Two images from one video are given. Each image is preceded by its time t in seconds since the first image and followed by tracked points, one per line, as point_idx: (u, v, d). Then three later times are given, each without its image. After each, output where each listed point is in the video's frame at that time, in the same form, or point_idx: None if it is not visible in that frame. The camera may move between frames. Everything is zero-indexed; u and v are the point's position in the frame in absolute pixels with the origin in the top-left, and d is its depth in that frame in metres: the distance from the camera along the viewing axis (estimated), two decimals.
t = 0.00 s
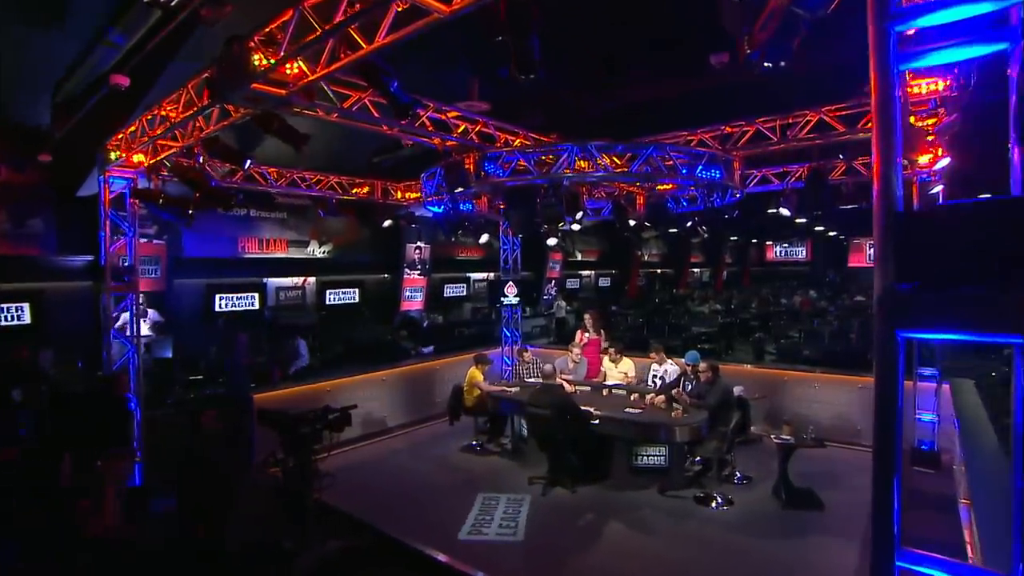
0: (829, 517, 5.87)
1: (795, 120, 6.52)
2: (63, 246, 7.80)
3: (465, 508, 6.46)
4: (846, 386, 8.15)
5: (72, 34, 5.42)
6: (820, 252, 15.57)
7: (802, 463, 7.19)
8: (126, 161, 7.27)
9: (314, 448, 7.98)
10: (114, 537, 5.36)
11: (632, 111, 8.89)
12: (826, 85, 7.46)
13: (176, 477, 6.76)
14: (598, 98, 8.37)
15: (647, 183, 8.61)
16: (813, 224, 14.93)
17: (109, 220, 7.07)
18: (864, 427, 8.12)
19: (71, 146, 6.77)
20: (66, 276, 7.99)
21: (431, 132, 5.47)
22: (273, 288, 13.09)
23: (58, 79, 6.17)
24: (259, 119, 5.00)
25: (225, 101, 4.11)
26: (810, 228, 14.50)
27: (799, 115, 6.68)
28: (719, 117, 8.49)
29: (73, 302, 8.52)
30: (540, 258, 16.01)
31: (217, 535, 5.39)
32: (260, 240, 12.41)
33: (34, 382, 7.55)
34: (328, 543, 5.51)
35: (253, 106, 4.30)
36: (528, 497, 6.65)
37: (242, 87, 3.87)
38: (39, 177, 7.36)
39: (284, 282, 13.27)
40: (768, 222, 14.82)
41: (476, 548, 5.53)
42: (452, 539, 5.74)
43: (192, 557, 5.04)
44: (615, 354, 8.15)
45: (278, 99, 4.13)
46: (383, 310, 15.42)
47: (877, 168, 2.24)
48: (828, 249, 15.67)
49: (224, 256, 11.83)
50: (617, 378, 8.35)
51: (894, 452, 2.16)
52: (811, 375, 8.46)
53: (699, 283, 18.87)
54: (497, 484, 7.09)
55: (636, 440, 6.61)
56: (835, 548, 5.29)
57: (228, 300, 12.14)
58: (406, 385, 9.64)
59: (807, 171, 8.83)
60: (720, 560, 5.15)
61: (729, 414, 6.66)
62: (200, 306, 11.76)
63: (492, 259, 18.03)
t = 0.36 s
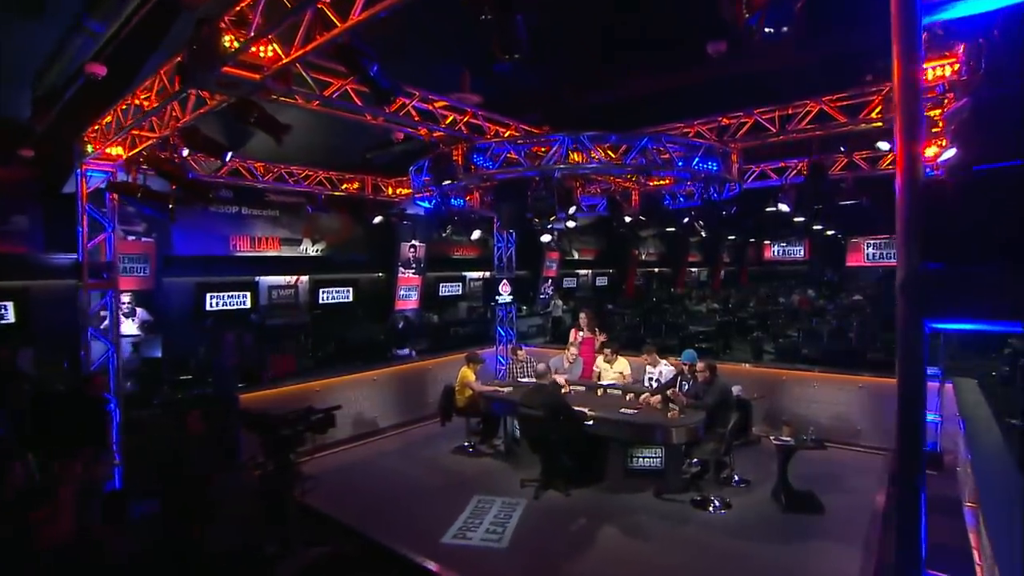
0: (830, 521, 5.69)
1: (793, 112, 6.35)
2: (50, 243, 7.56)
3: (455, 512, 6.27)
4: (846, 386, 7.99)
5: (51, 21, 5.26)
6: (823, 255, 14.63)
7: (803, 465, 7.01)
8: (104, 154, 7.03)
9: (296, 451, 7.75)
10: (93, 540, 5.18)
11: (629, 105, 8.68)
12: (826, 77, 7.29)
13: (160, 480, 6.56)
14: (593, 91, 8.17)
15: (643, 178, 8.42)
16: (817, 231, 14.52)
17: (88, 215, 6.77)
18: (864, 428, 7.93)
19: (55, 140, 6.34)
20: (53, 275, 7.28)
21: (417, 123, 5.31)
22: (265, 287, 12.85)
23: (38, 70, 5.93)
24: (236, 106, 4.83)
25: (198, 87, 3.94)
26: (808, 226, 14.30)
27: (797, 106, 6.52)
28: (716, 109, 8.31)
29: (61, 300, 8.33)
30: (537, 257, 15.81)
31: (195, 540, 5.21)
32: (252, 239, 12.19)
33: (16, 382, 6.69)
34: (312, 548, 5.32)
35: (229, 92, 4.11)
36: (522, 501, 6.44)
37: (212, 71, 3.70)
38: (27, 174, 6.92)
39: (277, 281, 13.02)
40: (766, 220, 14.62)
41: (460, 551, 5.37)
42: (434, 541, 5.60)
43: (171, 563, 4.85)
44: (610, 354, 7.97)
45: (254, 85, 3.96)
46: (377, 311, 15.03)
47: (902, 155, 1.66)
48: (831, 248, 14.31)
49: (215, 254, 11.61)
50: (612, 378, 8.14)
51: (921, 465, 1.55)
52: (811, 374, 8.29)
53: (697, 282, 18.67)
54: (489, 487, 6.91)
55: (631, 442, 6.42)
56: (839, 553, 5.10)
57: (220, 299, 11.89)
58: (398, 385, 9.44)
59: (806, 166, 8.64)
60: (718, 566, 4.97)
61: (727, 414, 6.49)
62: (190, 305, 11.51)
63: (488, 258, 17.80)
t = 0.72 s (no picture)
0: (832, 525, 5.50)
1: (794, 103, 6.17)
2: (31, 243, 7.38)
3: (444, 516, 6.05)
4: (847, 386, 7.80)
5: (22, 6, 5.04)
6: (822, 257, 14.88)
7: (805, 467, 6.80)
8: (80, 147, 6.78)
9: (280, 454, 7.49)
10: (65, 547, 4.95)
11: (625, 98, 8.46)
12: (827, 69, 7.08)
13: (139, 484, 6.33)
14: (589, 85, 7.93)
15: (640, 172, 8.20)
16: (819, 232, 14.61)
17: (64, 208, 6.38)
18: (866, 428, 7.75)
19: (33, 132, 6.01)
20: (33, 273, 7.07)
21: (404, 112, 5.13)
22: (257, 286, 12.52)
23: (17, 60, 5.68)
24: (211, 92, 4.60)
25: (166, 69, 3.74)
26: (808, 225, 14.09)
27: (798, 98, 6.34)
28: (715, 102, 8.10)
29: (42, 298, 8.10)
30: (533, 255, 15.59)
31: (171, 546, 4.99)
32: (243, 237, 11.93)
33: None
34: (294, 556, 5.11)
35: (200, 76, 3.90)
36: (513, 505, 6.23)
37: (180, 50, 3.47)
38: (9, 169, 6.61)
39: (268, 280, 12.70)
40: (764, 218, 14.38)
41: (445, 555, 5.19)
42: (418, 545, 5.43)
43: (143, 571, 4.62)
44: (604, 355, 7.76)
45: (227, 67, 3.77)
46: (371, 309, 14.86)
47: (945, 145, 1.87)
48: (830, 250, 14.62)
49: (206, 253, 11.38)
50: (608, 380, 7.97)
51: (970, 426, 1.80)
52: (811, 374, 8.10)
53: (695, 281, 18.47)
54: (480, 490, 6.69)
55: (623, 443, 6.18)
56: (843, 560, 4.90)
57: (210, 298, 11.53)
58: (390, 385, 9.22)
59: (807, 161, 8.42)
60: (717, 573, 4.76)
61: (726, 415, 6.29)
62: (180, 304, 11.12)
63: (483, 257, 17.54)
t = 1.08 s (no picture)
0: (839, 531, 5.27)
1: (799, 91, 5.96)
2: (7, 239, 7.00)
3: (435, 521, 5.85)
4: (853, 386, 7.58)
5: None
6: (823, 256, 14.12)
7: (809, 468, 6.59)
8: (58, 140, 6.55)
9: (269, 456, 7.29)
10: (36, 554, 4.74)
11: (623, 90, 8.21)
12: (831, 59, 6.84)
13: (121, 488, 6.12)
14: (587, 76, 7.70)
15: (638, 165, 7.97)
16: (821, 230, 13.89)
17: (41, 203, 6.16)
18: (871, 429, 7.53)
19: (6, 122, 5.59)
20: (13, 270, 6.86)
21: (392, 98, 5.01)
22: (251, 284, 12.27)
23: None
24: (187, 76, 4.51)
25: (135, 51, 3.57)
26: (808, 223, 13.85)
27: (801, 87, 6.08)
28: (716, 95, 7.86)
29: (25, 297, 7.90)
30: (531, 254, 15.34)
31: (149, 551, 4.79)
32: (237, 235, 11.73)
33: None
34: (275, 564, 4.91)
35: (172, 57, 3.72)
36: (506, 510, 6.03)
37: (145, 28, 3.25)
38: None
39: (262, 277, 12.46)
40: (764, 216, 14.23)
41: (432, 560, 5.01)
42: (404, 549, 5.27)
43: None
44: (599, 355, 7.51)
45: (199, 48, 3.59)
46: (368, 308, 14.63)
47: (1008, 128, 1.70)
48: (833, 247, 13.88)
49: (200, 250, 11.21)
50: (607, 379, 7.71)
51: None
52: (814, 373, 7.88)
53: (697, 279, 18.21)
54: (472, 494, 6.48)
55: (626, 447, 6.04)
56: (852, 569, 4.66)
57: (204, 296, 11.31)
58: (383, 385, 9.00)
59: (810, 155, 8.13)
60: None
61: (729, 415, 6.05)
62: (172, 303, 10.89)
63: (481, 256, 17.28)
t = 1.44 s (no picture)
0: (847, 538, 5.06)
1: (805, 80, 5.76)
2: None
3: (426, 526, 5.64)
4: (858, 386, 7.36)
5: None
6: (823, 255, 14.09)
7: (814, 470, 6.39)
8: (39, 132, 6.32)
9: (257, 458, 7.06)
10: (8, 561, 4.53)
11: (622, 81, 7.96)
12: (839, 47, 6.60)
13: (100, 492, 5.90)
14: (586, 67, 7.46)
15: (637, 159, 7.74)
16: (821, 229, 13.76)
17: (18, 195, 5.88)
18: (877, 430, 7.29)
19: None
20: None
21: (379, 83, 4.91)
22: (245, 283, 12.05)
23: None
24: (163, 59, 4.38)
25: (99, 28, 3.37)
26: (808, 222, 13.61)
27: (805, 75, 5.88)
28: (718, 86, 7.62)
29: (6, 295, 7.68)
30: (530, 253, 15.12)
31: (123, 558, 4.58)
32: (232, 232, 11.34)
33: None
34: (258, 571, 4.69)
35: (139, 35, 3.51)
36: (499, 514, 5.85)
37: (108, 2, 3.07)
38: None
39: (256, 276, 12.22)
40: (766, 217, 13.83)
41: (419, 567, 4.81)
42: (391, 553, 5.10)
43: None
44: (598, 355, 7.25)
45: (166, 24, 3.44)
46: (364, 307, 14.38)
47: None
48: (834, 245, 13.76)
49: (192, 249, 10.78)
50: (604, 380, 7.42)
51: None
52: (817, 373, 7.67)
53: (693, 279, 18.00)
54: (465, 498, 6.26)
55: (624, 449, 5.85)
56: None
57: (196, 295, 11.14)
58: (377, 385, 8.76)
59: (815, 148, 7.84)
60: None
61: (732, 417, 5.85)
62: (164, 302, 10.72)
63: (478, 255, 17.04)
